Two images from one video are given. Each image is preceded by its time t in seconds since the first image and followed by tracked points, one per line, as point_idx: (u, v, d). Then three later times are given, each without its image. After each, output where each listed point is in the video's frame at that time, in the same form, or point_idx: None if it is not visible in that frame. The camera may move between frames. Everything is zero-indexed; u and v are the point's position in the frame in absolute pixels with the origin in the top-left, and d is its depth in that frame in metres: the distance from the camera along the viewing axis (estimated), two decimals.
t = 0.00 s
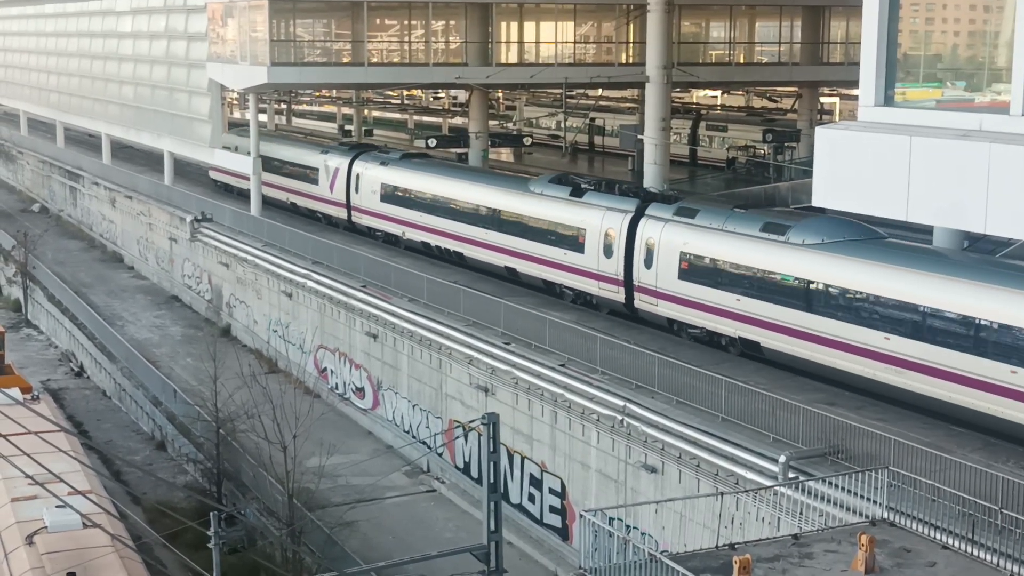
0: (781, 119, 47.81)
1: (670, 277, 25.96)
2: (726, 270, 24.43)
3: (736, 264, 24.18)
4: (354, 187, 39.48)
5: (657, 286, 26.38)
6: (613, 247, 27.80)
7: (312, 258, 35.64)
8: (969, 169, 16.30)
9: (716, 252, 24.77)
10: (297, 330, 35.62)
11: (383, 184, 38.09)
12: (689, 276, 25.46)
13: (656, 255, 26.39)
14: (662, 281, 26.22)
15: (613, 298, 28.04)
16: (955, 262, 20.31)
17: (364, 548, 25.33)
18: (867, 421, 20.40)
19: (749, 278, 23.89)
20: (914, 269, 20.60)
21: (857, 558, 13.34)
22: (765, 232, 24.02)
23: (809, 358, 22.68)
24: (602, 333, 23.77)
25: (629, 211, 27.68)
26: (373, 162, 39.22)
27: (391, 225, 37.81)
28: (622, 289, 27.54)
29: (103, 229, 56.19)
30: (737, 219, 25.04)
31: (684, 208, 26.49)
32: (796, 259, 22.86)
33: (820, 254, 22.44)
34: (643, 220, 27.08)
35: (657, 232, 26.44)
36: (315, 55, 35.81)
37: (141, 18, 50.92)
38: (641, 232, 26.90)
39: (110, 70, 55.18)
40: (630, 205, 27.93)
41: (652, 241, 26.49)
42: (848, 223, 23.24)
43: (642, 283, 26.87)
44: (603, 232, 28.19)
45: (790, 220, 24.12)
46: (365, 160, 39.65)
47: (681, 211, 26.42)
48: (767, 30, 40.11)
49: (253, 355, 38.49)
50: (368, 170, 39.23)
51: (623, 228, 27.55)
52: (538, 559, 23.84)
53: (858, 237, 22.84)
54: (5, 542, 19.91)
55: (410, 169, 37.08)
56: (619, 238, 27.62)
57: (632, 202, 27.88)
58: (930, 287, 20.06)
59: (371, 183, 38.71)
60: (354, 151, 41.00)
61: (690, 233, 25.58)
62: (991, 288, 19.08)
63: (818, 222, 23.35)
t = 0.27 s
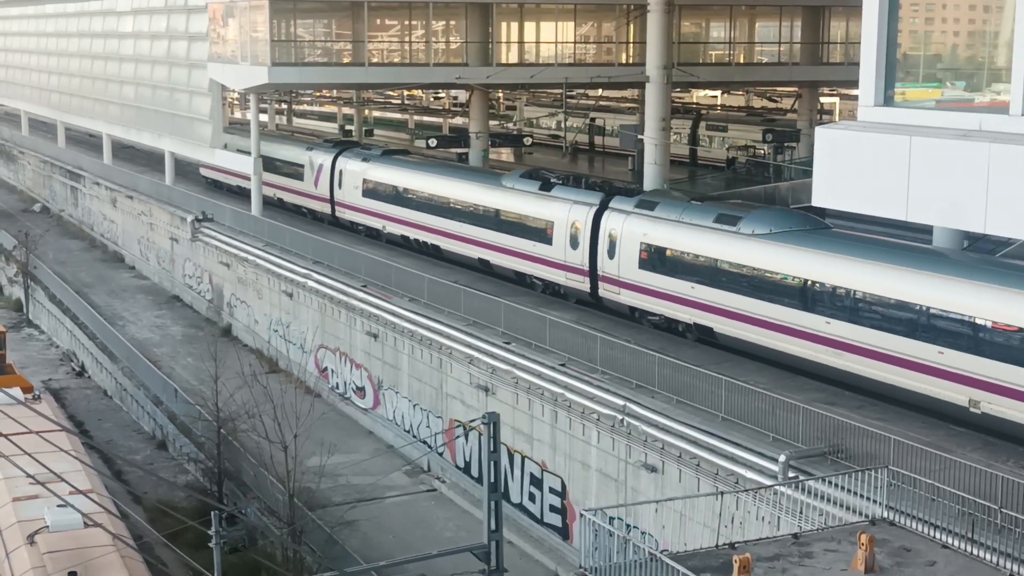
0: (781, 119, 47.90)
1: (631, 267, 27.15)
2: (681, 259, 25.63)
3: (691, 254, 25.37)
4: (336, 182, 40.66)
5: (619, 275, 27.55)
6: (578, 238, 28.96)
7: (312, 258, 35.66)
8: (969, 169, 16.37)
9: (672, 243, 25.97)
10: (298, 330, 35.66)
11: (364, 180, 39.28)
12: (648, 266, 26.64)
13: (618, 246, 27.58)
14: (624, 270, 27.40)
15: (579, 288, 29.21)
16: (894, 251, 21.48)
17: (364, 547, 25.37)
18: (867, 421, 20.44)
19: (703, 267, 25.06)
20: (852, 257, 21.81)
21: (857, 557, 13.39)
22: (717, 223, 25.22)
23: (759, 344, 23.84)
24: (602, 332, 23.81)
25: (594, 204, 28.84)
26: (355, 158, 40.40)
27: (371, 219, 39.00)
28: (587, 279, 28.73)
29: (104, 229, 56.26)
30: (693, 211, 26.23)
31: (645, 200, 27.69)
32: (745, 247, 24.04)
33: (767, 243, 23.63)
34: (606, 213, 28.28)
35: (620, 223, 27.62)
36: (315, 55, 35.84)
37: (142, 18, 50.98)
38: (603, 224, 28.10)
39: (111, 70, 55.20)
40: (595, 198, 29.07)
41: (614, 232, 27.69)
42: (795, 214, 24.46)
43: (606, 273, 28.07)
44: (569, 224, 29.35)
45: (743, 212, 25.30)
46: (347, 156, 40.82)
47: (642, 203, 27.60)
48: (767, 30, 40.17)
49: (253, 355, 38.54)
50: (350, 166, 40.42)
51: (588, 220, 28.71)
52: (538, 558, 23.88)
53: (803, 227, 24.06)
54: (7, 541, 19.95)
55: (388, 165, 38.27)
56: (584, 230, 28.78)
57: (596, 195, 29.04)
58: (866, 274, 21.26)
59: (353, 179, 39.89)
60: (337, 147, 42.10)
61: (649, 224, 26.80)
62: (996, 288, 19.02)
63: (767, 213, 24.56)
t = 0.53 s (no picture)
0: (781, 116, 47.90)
1: (597, 255, 28.33)
2: (641, 247, 26.82)
3: (650, 243, 26.56)
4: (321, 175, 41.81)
5: (585, 263, 28.75)
6: (547, 228, 30.16)
7: (312, 255, 35.62)
8: (971, 166, 16.37)
9: (634, 232, 27.16)
10: (298, 327, 35.63)
11: (346, 172, 40.46)
12: (612, 254, 27.81)
13: (585, 235, 28.76)
14: (590, 258, 28.59)
15: (549, 275, 30.38)
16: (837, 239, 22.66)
17: (365, 544, 25.33)
18: (867, 418, 20.40)
19: (661, 254, 26.26)
20: (798, 244, 22.99)
21: (858, 555, 13.39)
22: (676, 213, 26.41)
23: (713, 327, 25.00)
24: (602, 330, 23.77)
25: (562, 195, 30.07)
26: (337, 151, 41.57)
27: (354, 211, 40.12)
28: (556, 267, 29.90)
29: (104, 226, 56.22)
30: (654, 201, 27.43)
31: (611, 191, 28.88)
32: (700, 235, 25.24)
33: (720, 231, 24.83)
34: (575, 203, 29.46)
35: (586, 214, 28.80)
36: (316, 53, 35.70)
37: (142, 15, 50.95)
38: (571, 214, 29.28)
39: (111, 67, 55.15)
40: (563, 189, 30.33)
41: (581, 222, 28.88)
42: (749, 204, 25.68)
43: (573, 261, 29.27)
44: (538, 215, 30.56)
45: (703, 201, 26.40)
46: (330, 149, 41.99)
47: (608, 194, 28.77)
48: (768, 27, 40.22)
49: (254, 352, 38.51)
50: (333, 159, 41.59)
51: (556, 211, 29.90)
52: (538, 556, 23.85)
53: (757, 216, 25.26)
54: (7, 539, 19.93)
55: (371, 158, 39.44)
56: (553, 220, 29.94)
57: (565, 186, 30.30)
58: (810, 260, 22.42)
59: (336, 171, 41.01)
60: (323, 142, 43.23)
61: (613, 214, 27.99)
62: (993, 286, 18.94)
63: (723, 203, 25.76)
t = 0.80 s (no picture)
0: (781, 113, 47.92)
1: (564, 245, 29.47)
2: (605, 237, 27.95)
3: (613, 232, 27.68)
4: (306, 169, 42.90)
5: (554, 252, 29.87)
6: (518, 219, 31.28)
7: (313, 253, 35.64)
8: (971, 164, 16.44)
9: (598, 222, 28.28)
10: (299, 325, 35.68)
11: (329, 166, 41.63)
12: (579, 243, 28.91)
13: (553, 225, 29.87)
14: (558, 248, 29.71)
15: (521, 264, 31.51)
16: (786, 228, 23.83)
17: (366, 542, 25.37)
18: (867, 416, 20.44)
19: (623, 243, 27.40)
20: (750, 233, 24.16)
21: (857, 552, 13.44)
22: (637, 204, 27.54)
23: (672, 312, 26.14)
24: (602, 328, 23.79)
25: (533, 186, 31.22)
26: (322, 146, 42.76)
27: (336, 203, 41.31)
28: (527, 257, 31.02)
29: (105, 224, 56.25)
30: (618, 193, 28.57)
31: (578, 183, 30.00)
32: (660, 225, 26.38)
33: (678, 221, 25.99)
34: (544, 195, 30.56)
35: (554, 205, 29.91)
36: (316, 50, 35.68)
37: (142, 13, 51.00)
38: (540, 205, 30.39)
39: (111, 65, 55.19)
40: (534, 181, 31.51)
41: (550, 213, 29.98)
42: (706, 195, 26.90)
43: (569, 258, 29.35)
44: (511, 206, 31.67)
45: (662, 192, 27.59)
46: (315, 144, 43.15)
47: (575, 185, 29.88)
48: (768, 25, 40.29)
49: (254, 349, 38.54)
50: (317, 153, 42.77)
51: (527, 202, 31.03)
52: (538, 553, 23.90)
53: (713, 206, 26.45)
54: (8, 536, 20.00)
55: (352, 152, 40.54)
56: (524, 211, 31.04)
57: (535, 178, 31.45)
58: (760, 248, 23.60)
59: (320, 165, 42.15)
60: (308, 136, 44.34)
61: (579, 205, 29.10)
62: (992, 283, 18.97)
63: (682, 194, 26.96)
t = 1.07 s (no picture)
0: (781, 111, 47.91)
1: (534, 235, 30.76)
2: (572, 227, 29.21)
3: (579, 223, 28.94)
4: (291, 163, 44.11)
5: (526, 243, 31.14)
6: (492, 212, 32.46)
7: (313, 252, 35.63)
8: (971, 162, 16.48)
9: (566, 213, 29.54)
10: (300, 324, 35.70)
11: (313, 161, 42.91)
12: (549, 233, 30.13)
13: (524, 216, 31.12)
14: (529, 238, 30.98)
15: (495, 254, 32.75)
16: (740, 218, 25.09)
17: (367, 540, 25.38)
18: (868, 414, 20.44)
19: (588, 234, 28.67)
20: (705, 223, 25.41)
21: (858, 550, 13.48)
22: (602, 195, 28.81)
23: (634, 299, 27.39)
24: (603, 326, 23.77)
25: (505, 179, 32.43)
26: (307, 141, 44.00)
27: (320, 197, 42.55)
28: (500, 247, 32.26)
29: (105, 222, 56.22)
30: (585, 184, 29.85)
31: (548, 176, 31.23)
32: (623, 215, 27.65)
33: (639, 211, 27.26)
34: (516, 187, 31.79)
35: (525, 196, 31.18)
36: (316, 49, 35.72)
37: (142, 11, 51.03)
38: (512, 197, 31.63)
39: (112, 64, 55.18)
40: (507, 174, 32.72)
41: (521, 204, 31.22)
42: (666, 186, 28.19)
43: (569, 257, 29.39)
44: (485, 198, 32.84)
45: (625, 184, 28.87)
46: (300, 139, 44.38)
47: (544, 178, 31.14)
48: (768, 24, 40.29)
49: (255, 348, 38.54)
50: (302, 148, 43.99)
51: (499, 194, 32.25)
52: (539, 551, 23.90)
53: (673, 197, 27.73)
54: (9, 535, 20.02)
55: (336, 147, 41.69)
56: (498, 203, 32.24)
57: (507, 172, 32.66)
58: (714, 237, 24.87)
59: (305, 160, 43.38)
60: (293, 132, 45.52)
61: (548, 196, 30.34)
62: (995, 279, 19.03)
63: (643, 185, 28.24)
